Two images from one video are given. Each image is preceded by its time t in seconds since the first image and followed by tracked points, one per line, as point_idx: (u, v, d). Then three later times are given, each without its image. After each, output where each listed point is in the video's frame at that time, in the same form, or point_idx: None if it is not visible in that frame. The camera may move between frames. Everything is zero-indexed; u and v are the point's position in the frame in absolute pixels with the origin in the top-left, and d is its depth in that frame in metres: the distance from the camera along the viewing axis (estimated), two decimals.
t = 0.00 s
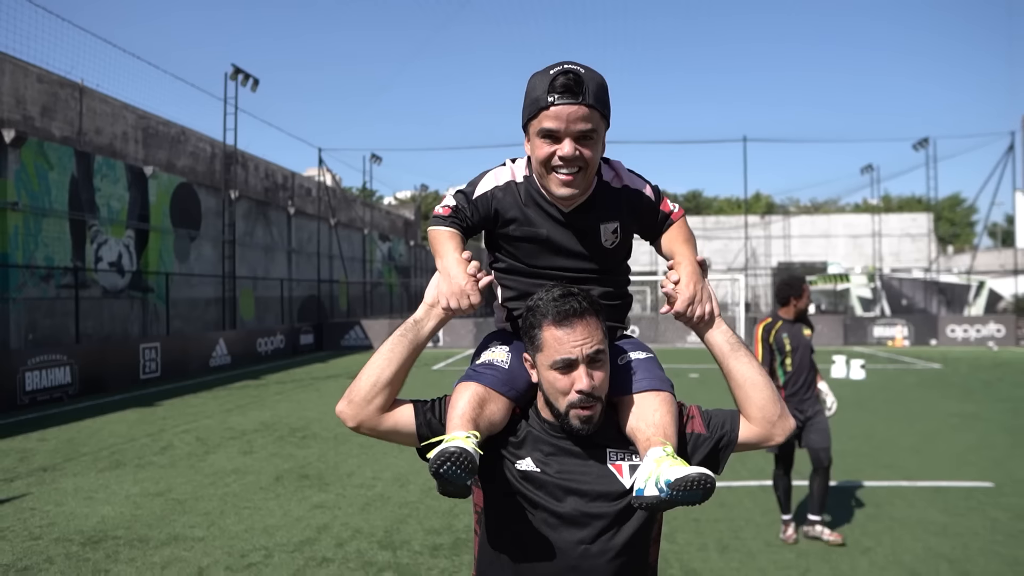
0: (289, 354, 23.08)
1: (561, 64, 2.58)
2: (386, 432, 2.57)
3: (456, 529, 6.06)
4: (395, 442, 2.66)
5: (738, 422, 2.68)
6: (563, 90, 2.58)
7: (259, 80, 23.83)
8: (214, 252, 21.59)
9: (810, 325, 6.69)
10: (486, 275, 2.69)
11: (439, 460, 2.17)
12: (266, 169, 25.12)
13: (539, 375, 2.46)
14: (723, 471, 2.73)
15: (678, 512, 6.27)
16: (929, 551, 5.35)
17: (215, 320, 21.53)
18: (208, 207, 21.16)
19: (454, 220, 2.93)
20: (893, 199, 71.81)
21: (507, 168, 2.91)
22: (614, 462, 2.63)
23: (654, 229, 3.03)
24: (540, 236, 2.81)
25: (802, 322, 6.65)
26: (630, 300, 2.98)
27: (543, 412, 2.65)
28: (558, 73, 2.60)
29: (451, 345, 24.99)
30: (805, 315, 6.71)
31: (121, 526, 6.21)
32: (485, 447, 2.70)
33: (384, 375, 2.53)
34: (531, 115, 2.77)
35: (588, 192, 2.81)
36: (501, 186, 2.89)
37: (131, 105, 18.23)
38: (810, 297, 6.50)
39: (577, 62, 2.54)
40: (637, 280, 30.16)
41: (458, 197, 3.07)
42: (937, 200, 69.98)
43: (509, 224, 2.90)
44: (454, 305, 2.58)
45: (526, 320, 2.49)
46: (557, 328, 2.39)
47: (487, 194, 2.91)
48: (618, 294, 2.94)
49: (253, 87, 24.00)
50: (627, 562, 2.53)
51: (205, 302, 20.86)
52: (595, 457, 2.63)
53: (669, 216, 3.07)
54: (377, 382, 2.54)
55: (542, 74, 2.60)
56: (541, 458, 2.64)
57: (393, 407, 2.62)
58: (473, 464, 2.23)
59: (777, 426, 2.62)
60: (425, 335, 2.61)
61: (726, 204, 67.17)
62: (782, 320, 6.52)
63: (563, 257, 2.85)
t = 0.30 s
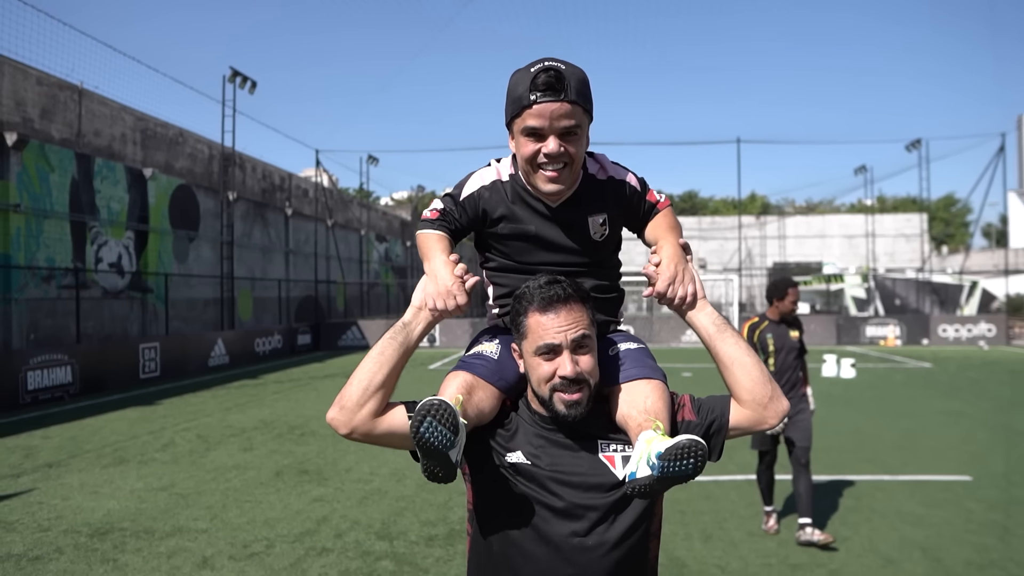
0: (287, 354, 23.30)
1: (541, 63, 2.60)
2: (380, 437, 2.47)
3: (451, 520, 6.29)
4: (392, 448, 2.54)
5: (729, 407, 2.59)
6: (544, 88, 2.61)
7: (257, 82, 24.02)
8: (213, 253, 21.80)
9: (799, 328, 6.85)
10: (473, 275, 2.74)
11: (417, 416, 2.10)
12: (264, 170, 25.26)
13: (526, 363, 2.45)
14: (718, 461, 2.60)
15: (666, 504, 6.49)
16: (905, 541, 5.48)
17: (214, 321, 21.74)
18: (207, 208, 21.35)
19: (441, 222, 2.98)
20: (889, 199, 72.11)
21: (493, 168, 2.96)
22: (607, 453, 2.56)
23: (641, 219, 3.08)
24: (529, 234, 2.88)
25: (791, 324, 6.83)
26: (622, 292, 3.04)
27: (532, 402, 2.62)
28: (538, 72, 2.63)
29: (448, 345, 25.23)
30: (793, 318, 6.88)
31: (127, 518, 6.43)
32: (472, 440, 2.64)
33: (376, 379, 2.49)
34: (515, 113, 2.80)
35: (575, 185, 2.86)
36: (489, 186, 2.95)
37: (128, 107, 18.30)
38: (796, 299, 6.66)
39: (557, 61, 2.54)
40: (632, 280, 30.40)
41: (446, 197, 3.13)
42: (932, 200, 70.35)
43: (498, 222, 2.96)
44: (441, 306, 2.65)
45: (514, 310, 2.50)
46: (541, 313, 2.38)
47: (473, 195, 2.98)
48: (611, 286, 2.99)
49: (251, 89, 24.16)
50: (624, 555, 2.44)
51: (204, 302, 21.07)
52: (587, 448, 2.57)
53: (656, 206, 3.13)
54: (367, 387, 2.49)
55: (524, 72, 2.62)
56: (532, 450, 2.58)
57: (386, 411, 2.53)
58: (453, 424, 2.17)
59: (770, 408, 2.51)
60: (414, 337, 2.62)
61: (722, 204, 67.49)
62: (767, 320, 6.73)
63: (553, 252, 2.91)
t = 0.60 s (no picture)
0: (284, 354, 23.50)
1: (500, 59, 2.65)
2: (348, 435, 2.60)
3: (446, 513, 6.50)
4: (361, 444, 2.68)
5: (694, 403, 2.55)
6: (504, 84, 2.65)
7: (255, 85, 24.25)
8: (211, 254, 22.01)
9: (798, 329, 6.82)
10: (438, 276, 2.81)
11: (371, 437, 2.11)
12: (262, 171, 25.38)
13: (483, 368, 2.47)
14: (689, 453, 2.60)
15: (654, 498, 6.71)
16: (882, 531, 5.67)
17: (212, 321, 21.95)
18: (206, 210, 21.56)
19: (410, 221, 3.10)
20: (885, 199, 72.45)
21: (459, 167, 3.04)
22: (573, 453, 2.58)
23: (610, 213, 3.05)
24: (492, 230, 2.90)
25: (790, 325, 6.82)
26: (595, 289, 3.02)
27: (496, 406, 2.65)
28: (498, 67, 2.67)
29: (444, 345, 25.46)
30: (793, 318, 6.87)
31: (132, 512, 6.63)
32: (439, 445, 2.68)
33: (342, 378, 2.59)
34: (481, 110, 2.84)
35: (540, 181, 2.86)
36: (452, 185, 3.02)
37: (127, 109, 18.45)
38: (793, 302, 6.64)
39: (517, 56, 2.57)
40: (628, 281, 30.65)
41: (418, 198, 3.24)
42: (927, 201, 70.77)
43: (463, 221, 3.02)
44: (405, 305, 2.70)
45: (469, 313, 2.51)
46: (493, 318, 2.39)
47: (439, 195, 3.05)
48: (581, 282, 2.97)
49: (249, 92, 24.34)
50: (592, 555, 2.47)
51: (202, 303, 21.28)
52: (553, 450, 2.59)
53: (625, 199, 3.08)
54: (335, 385, 2.60)
55: (483, 68, 2.67)
56: (498, 454, 2.61)
57: (353, 409, 2.64)
58: (405, 445, 2.15)
59: (734, 402, 2.44)
60: (380, 337, 2.67)
61: (718, 205, 67.77)
62: (762, 319, 6.80)
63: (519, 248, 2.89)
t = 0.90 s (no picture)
0: (285, 354, 23.71)
1: (468, 74, 2.60)
2: (310, 433, 2.59)
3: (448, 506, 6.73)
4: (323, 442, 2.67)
5: (645, 426, 2.40)
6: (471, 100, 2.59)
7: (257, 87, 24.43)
8: (213, 254, 22.21)
9: (800, 326, 6.86)
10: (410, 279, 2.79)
11: (325, 433, 2.10)
12: (262, 172, 25.41)
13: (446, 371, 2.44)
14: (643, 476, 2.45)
15: (648, 492, 6.92)
16: (868, 524, 5.86)
17: (214, 321, 22.16)
18: (207, 210, 21.73)
19: (383, 229, 3.06)
20: (882, 200, 72.75)
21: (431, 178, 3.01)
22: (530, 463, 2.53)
23: (578, 233, 2.98)
24: (459, 242, 2.87)
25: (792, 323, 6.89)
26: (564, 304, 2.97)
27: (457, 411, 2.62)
28: (465, 83, 2.63)
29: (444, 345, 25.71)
30: (796, 318, 6.90)
31: (143, 506, 6.83)
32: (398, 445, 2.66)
33: (309, 375, 2.58)
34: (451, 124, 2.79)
35: (508, 196, 2.81)
36: (423, 195, 3.00)
37: (128, 111, 18.52)
38: (792, 303, 6.69)
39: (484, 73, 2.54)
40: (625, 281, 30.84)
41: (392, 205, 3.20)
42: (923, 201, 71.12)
43: (433, 230, 2.98)
44: (376, 309, 2.67)
45: (437, 316, 2.49)
46: (460, 321, 2.36)
47: (410, 204, 3.02)
48: (549, 296, 2.92)
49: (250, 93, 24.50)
50: (541, 566, 2.42)
51: (204, 302, 21.49)
52: (510, 457, 2.54)
53: (593, 219, 3.00)
54: (303, 382, 2.59)
55: (452, 84, 2.63)
56: (454, 459, 2.58)
57: (323, 403, 2.63)
58: (361, 443, 2.14)
59: (685, 429, 2.29)
60: (351, 338, 2.66)
61: (717, 205, 68.04)
62: (763, 319, 6.88)
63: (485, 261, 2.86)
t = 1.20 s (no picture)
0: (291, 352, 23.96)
1: (487, 67, 2.70)
2: (319, 415, 2.56)
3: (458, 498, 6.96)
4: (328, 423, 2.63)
5: (639, 436, 2.51)
6: (488, 91, 2.69)
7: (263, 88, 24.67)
8: (220, 254, 22.47)
9: (801, 322, 7.07)
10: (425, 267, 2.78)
11: (348, 413, 2.15)
12: (266, 172, 25.64)
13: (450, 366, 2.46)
14: (628, 483, 2.56)
15: (652, 485, 7.15)
16: (864, 515, 6.09)
17: (221, 320, 22.43)
18: (214, 210, 21.98)
19: (394, 216, 3.06)
20: (883, 201, 72.92)
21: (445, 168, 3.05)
22: (526, 462, 2.58)
23: (586, 235, 3.10)
24: (471, 235, 2.93)
25: (792, 319, 7.09)
26: (566, 302, 3.06)
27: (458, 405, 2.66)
28: (484, 75, 2.72)
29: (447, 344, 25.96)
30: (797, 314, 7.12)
31: (163, 497, 7.07)
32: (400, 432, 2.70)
33: (324, 357, 2.53)
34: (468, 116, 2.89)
35: (520, 192, 2.90)
36: (436, 185, 3.04)
37: (136, 112, 18.70)
38: (791, 299, 6.91)
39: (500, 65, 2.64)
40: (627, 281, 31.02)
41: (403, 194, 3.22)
42: (925, 203, 71.28)
43: (444, 222, 3.03)
44: (393, 293, 2.64)
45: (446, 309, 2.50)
46: (469, 317, 2.38)
47: (423, 192, 3.05)
48: (553, 295, 3.01)
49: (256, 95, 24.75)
50: (527, 566, 2.45)
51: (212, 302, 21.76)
52: (506, 454, 2.58)
53: (603, 224, 3.12)
54: (315, 362, 2.53)
55: (469, 76, 2.74)
56: (452, 452, 2.62)
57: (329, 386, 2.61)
58: (381, 425, 2.19)
59: (679, 445, 2.42)
60: (364, 320, 2.62)
61: (719, 206, 68.24)
62: (766, 317, 7.07)
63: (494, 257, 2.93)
